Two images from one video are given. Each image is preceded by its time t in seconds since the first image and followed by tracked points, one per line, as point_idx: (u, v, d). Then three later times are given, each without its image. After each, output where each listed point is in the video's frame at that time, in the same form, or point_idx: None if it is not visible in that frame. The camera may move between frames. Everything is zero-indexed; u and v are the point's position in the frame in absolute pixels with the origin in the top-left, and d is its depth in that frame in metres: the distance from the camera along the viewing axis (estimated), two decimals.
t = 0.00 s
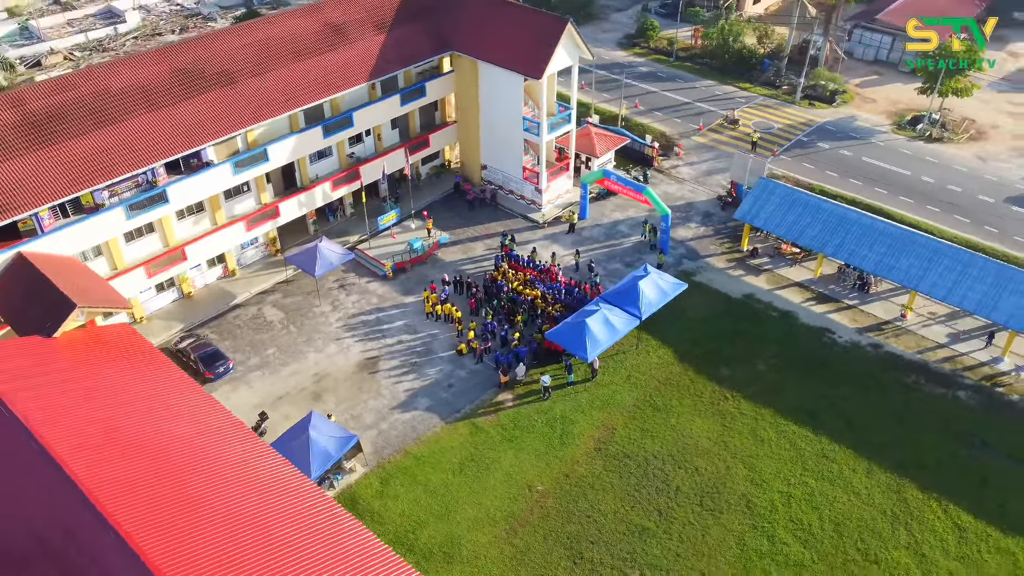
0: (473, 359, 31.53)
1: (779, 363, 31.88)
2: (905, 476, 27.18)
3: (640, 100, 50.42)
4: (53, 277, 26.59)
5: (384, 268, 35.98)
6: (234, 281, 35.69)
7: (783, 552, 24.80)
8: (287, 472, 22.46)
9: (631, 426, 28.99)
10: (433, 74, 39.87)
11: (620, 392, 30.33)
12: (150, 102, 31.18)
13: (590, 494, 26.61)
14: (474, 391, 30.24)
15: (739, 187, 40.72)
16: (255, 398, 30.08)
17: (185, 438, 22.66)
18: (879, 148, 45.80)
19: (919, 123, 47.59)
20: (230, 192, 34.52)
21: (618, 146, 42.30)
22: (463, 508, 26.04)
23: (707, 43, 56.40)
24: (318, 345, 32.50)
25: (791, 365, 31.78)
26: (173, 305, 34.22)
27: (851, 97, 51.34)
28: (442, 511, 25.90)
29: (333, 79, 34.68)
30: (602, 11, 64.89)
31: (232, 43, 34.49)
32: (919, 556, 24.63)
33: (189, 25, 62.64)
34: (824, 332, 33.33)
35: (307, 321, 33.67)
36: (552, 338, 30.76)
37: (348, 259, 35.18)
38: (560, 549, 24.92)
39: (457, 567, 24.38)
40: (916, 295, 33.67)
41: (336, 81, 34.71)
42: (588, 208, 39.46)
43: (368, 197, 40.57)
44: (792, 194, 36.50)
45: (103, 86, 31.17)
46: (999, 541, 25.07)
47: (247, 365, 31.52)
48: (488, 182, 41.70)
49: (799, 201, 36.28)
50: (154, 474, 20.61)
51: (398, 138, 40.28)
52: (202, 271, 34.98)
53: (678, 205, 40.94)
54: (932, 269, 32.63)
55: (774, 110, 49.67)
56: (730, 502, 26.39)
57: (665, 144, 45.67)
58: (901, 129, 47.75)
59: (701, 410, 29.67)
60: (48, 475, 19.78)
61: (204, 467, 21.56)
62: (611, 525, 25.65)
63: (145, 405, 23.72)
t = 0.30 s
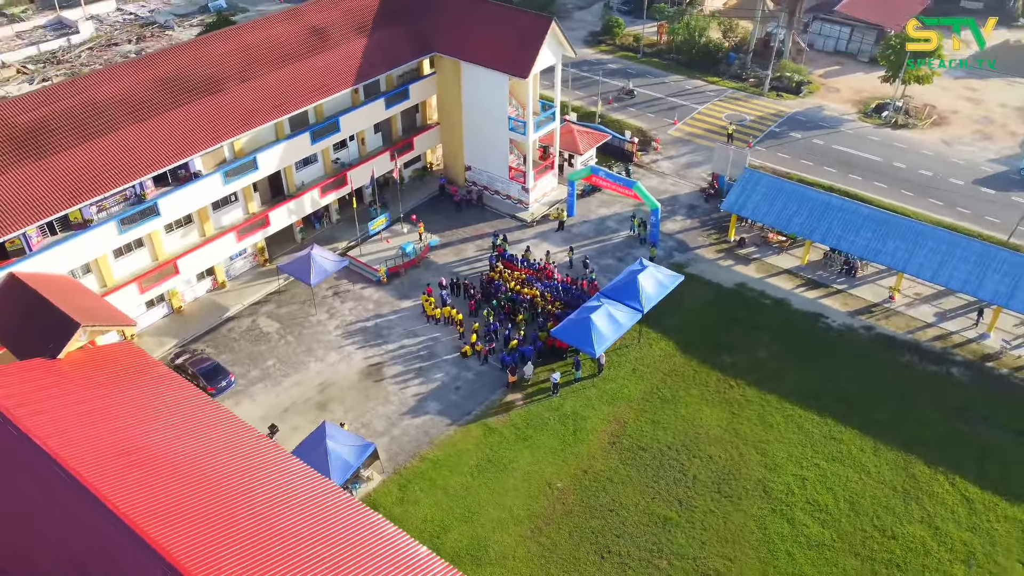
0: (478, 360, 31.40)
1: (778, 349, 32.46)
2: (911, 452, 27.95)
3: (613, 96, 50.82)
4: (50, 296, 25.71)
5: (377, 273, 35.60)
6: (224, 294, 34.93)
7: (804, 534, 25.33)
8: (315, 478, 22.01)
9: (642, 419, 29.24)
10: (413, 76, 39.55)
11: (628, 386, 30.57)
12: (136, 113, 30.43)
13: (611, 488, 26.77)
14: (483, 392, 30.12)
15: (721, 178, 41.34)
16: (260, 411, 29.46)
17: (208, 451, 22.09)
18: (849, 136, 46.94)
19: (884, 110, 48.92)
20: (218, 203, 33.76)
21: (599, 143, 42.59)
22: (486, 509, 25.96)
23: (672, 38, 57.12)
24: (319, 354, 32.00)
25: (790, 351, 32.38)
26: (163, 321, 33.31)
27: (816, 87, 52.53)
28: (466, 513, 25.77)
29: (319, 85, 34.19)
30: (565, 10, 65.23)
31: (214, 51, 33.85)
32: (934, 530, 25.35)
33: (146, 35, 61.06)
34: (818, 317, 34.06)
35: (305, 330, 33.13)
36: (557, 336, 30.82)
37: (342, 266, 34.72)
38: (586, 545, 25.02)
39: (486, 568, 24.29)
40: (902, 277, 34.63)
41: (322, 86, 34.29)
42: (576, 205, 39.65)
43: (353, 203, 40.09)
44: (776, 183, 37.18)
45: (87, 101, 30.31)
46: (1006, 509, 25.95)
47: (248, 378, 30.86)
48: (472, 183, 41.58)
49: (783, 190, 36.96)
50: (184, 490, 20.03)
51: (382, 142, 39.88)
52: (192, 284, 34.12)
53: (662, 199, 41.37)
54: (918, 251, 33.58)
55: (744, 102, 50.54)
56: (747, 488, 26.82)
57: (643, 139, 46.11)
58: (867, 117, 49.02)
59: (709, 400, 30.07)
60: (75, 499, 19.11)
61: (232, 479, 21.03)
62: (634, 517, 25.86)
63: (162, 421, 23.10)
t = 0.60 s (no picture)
0: (483, 361, 31.34)
1: (775, 337, 33.06)
2: (912, 431, 28.76)
3: (588, 94, 51.12)
4: (50, 315, 24.89)
5: (372, 279, 35.30)
6: (216, 306, 34.20)
7: (821, 515, 25.88)
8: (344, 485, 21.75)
9: (651, 411, 29.54)
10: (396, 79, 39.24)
11: (634, 379, 30.85)
12: (124, 125, 29.61)
13: (628, 481, 27.03)
14: (491, 393, 30.07)
15: (703, 171, 41.92)
16: (266, 423, 28.97)
17: (231, 461, 21.54)
18: (821, 126, 47.95)
19: (851, 100, 50.11)
20: (207, 214, 33.03)
21: (582, 140, 42.87)
22: (508, 508, 26.01)
23: (640, 35, 57.68)
24: (320, 362, 31.59)
25: (786, 338, 33.00)
26: (156, 336, 32.47)
27: (784, 79, 53.56)
28: (488, 514, 25.78)
29: (306, 92, 33.85)
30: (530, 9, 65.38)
31: (198, 58, 33.12)
32: (943, 504, 26.10)
33: (104, 45, 59.42)
34: (810, 304, 34.78)
35: (304, 339, 32.68)
36: (562, 333, 30.92)
37: (336, 273, 34.34)
38: (610, 539, 25.22)
39: (513, 568, 24.34)
40: (888, 261, 35.57)
41: (310, 93, 33.90)
42: (563, 202, 39.82)
43: (340, 208, 39.66)
44: (761, 174, 37.85)
45: (71, 112, 29.32)
46: (1008, 480, 26.87)
47: (250, 390, 30.32)
48: (458, 185, 41.49)
49: (768, 180, 37.61)
50: (215, 499, 19.52)
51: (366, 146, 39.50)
52: (183, 298, 33.32)
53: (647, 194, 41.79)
54: (903, 235, 34.52)
55: (716, 96, 51.28)
56: (761, 472, 27.28)
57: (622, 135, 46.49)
58: (836, 107, 50.15)
59: (714, 389, 30.48)
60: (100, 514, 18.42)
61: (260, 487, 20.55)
62: (654, 509, 26.15)
63: (179, 433, 22.45)
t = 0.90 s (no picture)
0: (488, 361, 31.29)
1: (771, 323, 33.70)
2: (911, 405, 29.67)
3: (561, 92, 51.39)
4: (54, 335, 24.05)
5: (367, 283, 34.92)
6: (209, 319, 33.42)
7: (836, 493, 26.48)
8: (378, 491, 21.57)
9: (660, 401, 29.86)
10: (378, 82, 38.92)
11: (640, 370, 31.13)
12: (109, 137, 28.67)
13: (646, 471, 27.29)
14: (501, 392, 30.04)
15: (684, 164, 42.50)
16: (275, 434, 28.46)
17: (257, 469, 20.98)
18: (790, 116, 48.99)
19: (817, 89, 51.34)
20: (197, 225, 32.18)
21: (563, 137, 43.10)
22: (531, 506, 26.05)
23: (606, 32, 58.18)
24: (324, 370, 31.16)
25: (782, 323, 33.67)
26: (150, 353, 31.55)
27: (750, 72, 54.58)
28: (512, 512, 25.79)
29: (294, 97, 33.19)
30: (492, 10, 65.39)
31: (180, 66, 32.25)
32: (950, 475, 26.94)
33: (58, 57, 57.53)
34: (801, 289, 35.54)
35: (303, 348, 32.20)
36: (566, 328, 31.05)
37: (331, 280, 33.84)
38: (635, 529, 25.47)
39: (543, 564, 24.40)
40: (872, 244, 36.54)
41: (298, 97, 33.31)
42: (550, 199, 40.00)
43: (326, 215, 39.17)
44: (744, 164, 38.57)
45: (56, 125, 28.35)
46: (1008, 448, 27.87)
47: (255, 402, 29.77)
48: (443, 186, 41.33)
49: (752, 170, 38.35)
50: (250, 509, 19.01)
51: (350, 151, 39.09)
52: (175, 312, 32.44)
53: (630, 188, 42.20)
54: (886, 218, 35.56)
55: (686, 90, 52.01)
56: (773, 454, 27.80)
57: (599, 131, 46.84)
58: (803, 96, 51.30)
59: (718, 376, 30.93)
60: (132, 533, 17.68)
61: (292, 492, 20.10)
62: (675, 497, 26.45)
63: (198, 445, 21.78)
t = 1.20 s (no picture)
0: (493, 360, 31.29)
1: (766, 310, 34.31)
2: (911, 384, 30.48)
3: (536, 90, 51.58)
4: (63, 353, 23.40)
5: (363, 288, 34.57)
6: (204, 330, 32.75)
7: (847, 473, 27.08)
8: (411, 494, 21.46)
9: (667, 391, 30.21)
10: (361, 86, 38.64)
11: (644, 362, 31.45)
12: (100, 149, 27.87)
13: (661, 461, 27.58)
14: (509, 390, 30.06)
15: (665, 158, 43.01)
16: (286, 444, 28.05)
17: (285, 478, 20.56)
18: (763, 107, 49.90)
19: (786, 81, 52.37)
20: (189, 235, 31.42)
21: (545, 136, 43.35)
22: (552, 501, 26.14)
23: (576, 31, 58.56)
24: (328, 377, 30.80)
25: (777, 310, 34.31)
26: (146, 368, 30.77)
27: (719, 66, 55.45)
28: (534, 508, 25.86)
29: (283, 102, 32.80)
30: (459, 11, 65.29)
31: (165, 75, 31.52)
32: (953, 449, 27.76)
33: (16, 69, 55.73)
34: (792, 276, 36.25)
35: (305, 355, 31.79)
36: (570, 324, 31.21)
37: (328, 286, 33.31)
38: (657, 518, 25.72)
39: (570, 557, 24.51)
40: (856, 229, 37.44)
41: (287, 104, 32.86)
42: (539, 197, 40.16)
43: (313, 221, 38.72)
44: (729, 156, 39.25)
45: (45, 137, 27.43)
46: (1005, 421, 28.84)
47: (261, 413, 29.28)
48: (429, 188, 41.22)
49: (737, 161, 39.05)
50: (288, 518, 18.59)
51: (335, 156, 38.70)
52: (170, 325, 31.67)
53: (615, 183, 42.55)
54: (870, 203, 36.53)
55: (659, 85, 52.62)
56: (783, 438, 28.31)
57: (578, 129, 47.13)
58: (773, 88, 52.30)
59: (721, 365, 31.41)
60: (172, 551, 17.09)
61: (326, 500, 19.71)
62: (692, 485, 26.78)
63: (220, 454, 21.20)
